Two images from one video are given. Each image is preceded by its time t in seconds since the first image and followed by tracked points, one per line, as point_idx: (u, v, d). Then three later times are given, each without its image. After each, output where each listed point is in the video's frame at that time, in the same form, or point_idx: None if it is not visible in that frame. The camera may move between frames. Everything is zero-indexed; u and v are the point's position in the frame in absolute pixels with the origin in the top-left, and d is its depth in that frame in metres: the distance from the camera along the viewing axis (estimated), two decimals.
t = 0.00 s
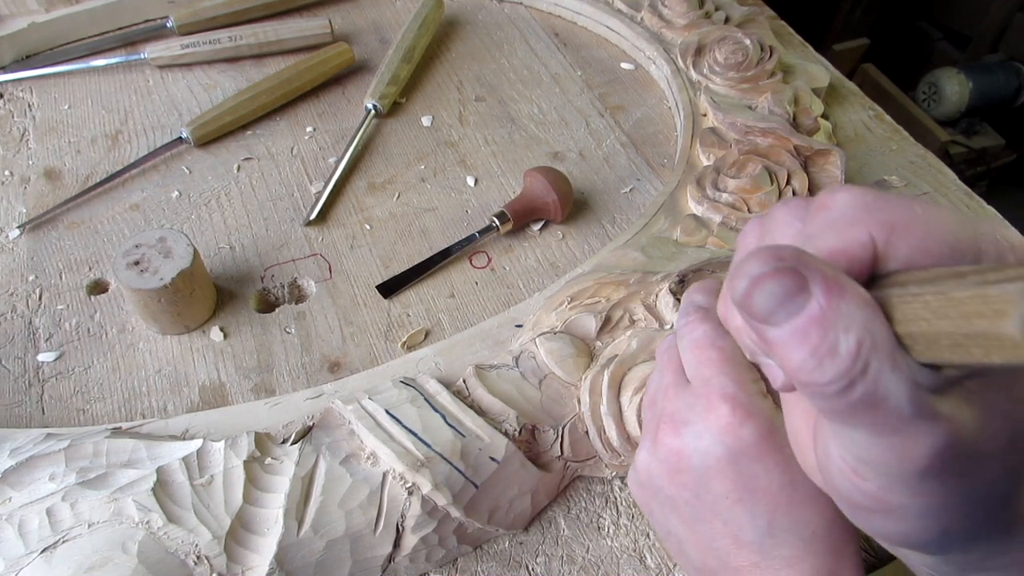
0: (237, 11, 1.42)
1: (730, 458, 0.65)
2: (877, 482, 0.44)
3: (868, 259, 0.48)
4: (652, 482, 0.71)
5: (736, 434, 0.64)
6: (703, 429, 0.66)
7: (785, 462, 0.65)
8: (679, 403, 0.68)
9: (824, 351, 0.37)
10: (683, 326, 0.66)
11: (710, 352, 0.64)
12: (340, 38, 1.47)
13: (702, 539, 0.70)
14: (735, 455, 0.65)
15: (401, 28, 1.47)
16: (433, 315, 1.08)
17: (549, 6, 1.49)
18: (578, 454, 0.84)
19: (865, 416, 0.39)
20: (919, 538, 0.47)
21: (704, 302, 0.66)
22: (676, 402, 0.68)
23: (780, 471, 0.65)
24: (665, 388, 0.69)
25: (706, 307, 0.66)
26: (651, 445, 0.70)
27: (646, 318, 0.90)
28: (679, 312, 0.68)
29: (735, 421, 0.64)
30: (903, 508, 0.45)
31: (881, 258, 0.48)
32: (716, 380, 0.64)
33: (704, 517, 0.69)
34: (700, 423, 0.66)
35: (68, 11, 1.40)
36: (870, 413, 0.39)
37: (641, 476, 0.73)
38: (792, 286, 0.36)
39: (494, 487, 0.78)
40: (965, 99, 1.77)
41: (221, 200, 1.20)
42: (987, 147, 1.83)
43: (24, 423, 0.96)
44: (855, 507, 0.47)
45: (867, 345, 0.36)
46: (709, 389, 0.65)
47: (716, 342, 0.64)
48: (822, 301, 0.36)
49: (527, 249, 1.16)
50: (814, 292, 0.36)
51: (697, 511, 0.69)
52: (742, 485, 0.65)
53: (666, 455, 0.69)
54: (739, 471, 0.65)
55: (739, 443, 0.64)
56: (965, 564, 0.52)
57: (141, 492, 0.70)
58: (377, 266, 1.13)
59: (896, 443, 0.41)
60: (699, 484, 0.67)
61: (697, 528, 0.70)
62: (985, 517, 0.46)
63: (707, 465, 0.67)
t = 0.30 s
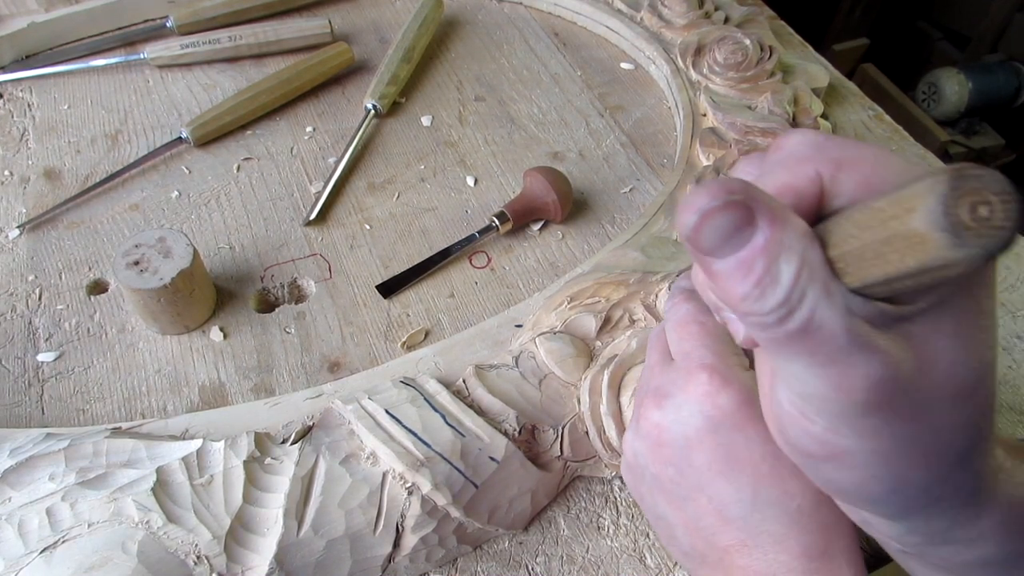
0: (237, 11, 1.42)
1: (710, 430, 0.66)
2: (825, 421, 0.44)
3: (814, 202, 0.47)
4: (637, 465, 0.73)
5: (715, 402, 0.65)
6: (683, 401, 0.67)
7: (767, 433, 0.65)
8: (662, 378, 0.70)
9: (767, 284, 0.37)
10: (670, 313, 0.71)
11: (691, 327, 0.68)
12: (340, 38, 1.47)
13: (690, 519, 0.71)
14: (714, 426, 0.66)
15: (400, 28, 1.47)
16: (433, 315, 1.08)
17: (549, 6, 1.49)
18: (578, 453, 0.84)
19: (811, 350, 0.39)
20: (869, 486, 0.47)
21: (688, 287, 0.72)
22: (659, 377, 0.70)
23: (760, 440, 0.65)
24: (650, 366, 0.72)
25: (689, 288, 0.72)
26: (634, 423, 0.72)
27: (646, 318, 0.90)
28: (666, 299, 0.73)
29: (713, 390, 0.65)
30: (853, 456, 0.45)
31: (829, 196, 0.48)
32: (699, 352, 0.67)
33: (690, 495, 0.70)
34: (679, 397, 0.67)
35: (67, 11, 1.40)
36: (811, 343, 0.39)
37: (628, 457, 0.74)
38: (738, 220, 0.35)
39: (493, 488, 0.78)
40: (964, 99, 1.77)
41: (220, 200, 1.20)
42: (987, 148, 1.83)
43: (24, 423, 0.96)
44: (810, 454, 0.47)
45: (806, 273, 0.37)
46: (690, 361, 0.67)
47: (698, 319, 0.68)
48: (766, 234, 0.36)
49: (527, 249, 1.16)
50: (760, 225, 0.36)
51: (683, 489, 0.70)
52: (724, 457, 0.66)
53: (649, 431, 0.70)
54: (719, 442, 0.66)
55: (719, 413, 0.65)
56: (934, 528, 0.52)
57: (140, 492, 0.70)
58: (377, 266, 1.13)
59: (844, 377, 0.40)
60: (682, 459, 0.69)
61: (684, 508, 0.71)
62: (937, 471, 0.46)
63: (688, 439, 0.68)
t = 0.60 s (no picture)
0: (237, 11, 1.42)
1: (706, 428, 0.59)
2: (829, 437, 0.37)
3: (777, 202, 0.40)
4: (635, 458, 0.67)
5: (712, 396, 0.58)
6: (680, 395, 0.60)
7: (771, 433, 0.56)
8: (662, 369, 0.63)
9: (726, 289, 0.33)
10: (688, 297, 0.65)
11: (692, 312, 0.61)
12: (340, 38, 1.47)
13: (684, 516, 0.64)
14: (713, 423, 0.58)
15: (400, 28, 1.47)
16: (432, 315, 1.08)
17: (549, 6, 1.49)
18: (578, 454, 0.84)
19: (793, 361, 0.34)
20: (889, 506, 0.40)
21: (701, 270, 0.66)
22: (659, 371, 0.63)
23: (764, 440, 0.56)
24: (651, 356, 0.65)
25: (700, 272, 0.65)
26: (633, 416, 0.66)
27: (646, 318, 0.90)
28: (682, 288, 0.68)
29: (711, 383, 0.57)
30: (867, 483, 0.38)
31: (794, 191, 0.40)
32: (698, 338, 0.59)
33: (685, 490, 0.63)
34: (680, 386, 0.60)
35: (67, 11, 1.40)
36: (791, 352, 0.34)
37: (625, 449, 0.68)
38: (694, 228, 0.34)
39: (493, 488, 0.78)
40: (964, 99, 1.77)
41: (220, 200, 1.20)
42: (986, 148, 1.83)
43: (24, 423, 0.96)
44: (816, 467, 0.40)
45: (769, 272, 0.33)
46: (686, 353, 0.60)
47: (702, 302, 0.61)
48: (723, 238, 0.33)
49: (527, 249, 1.16)
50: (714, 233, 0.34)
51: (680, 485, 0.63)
52: (721, 455, 0.58)
53: (646, 424, 0.64)
54: (716, 439, 0.58)
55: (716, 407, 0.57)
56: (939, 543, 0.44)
57: (140, 492, 0.70)
58: (377, 267, 1.13)
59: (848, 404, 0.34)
60: (679, 455, 0.62)
61: (678, 504, 0.64)
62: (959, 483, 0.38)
63: (685, 433, 0.61)
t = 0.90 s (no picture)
0: (236, 10, 1.42)
1: (792, 501, 0.60)
2: None
3: None
4: (694, 501, 0.67)
5: (803, 477, 0.59)
6: (768, 465, 0.61)
7: (843, 513, 0.61)
8: (746, 429, 0.64)
9: None
10: (765, 342, 0.64)
11: (792, 382, 0.61)
12: (340, 38, 1.47)
13: (731, 565, 0.67)
14: (797, 499, 0.60)
15: (400, 28, 1.47)
16: (432, 315, 1.08)
17: (548, 6, 1.49)
18: (578, 454, 0.84)
19: None
20: None
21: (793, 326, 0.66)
22: (742, 430, 0.64)
23: (838, 520, 0.60)
24: (732, 409, 0.65)
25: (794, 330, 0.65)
26: (702, 465, 0.66)
27: (645, 319, 0.91)
28: (763, 330, 0.66)
29: (808, 464, 0.59)
30: None
31: None
32: (791, 413, 0.60)
33: (741, 546, 0.65)
34: (768, 457, 0.61)
35: (66, 12, 1.40)
36: None
37: (681, 490, 0.69)
38: None
39: (493, 488, 0.78)
40: (963, 99, 1.78)
41: (219, 200, 1.20)
42: (986, 147, 1.83)
43: (24, 423, 0.96)
44: None
45: None
46: (783, 423, 0.60)
47: (798, 372, 0.61)
48: None
49: (527, 249, 1.16)
50: None
51: (737, 541, 0.65)
52: (794, 528, 0.61)
53: (717, 477, 0.65)
54: (795, 512, 0.61)
55: (804, 489, 0.60)
56: None
57: (140, 492, 0.69)
58: (377, 267, 1.13)
59: None
60: (747, 518, 0.63)
61: (730, 555, 0.66)
62: None
63: (765, 499, 0.62)
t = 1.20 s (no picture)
0: (236, 10, 1.42)
1: (779, 480, 0.62)
2: None
3: None
4: (685, 490, 0.69)
5: (789, 457, 0.62)
6: (754, 447, 0.63)
7: (828, 491, 0.63)
8: (732, 415, 0.66)
9: None
10: (746, 333, 0.67)
11: (773, 367, 0.64)
12: (340, 38, 1.47)
13: (725, 552, 0.67)
14: (784, 479, 0.62)
15: (400, 28, 1.47)
16: (432, 315, 1.08)
17: (549, 6, 1.49)
18: (578, 454, 0.84)
19: None
20: None
21: (772, 318, 0.68)
22: (728, 415, 0.66)
23: (824, 498, 0.63)
24: (717, 397, 0.68)
25: (773, 321, 0.68)
26: (692, 452, 0.68)
27: (645, 319, 0.91)
28: (743, 322, 0.69)
29: (792, 443, 0.61)
30: None
31: None
32: (774, 397, 0.63)
33: (733, 533, 0.66)
34: (754, 439, 0.63)
35: (66, 11, 1.40)
36: None
37: (671, 479, 0.70)
38: None
39: (493, 488, 0.78)
40: (963, 99, 1.78)
41: (219, 200, 1.20)
42: (986, 147, 1.83)
43: (24, 423, 0.96)
44: None
45: None
46: (767, 405, 0.63)
47: (778, 359, 0.64)
48: None
49: (527, 249, 1.16)
50: None
51: (729, 526, 0.66)
52: (783, 508, 0.63)
53: (706, 463, 0.66)
54: (782, 493, 0.63)
55: (790, 468, 0.62)
56: None
57: (140, 492, 0.69)
58: (376, 267, 1.13)
59: None
60: (737, 502, 0.65)
61: (723, 542, 0.67)
62: None
63: (753, 481, 0.63)
